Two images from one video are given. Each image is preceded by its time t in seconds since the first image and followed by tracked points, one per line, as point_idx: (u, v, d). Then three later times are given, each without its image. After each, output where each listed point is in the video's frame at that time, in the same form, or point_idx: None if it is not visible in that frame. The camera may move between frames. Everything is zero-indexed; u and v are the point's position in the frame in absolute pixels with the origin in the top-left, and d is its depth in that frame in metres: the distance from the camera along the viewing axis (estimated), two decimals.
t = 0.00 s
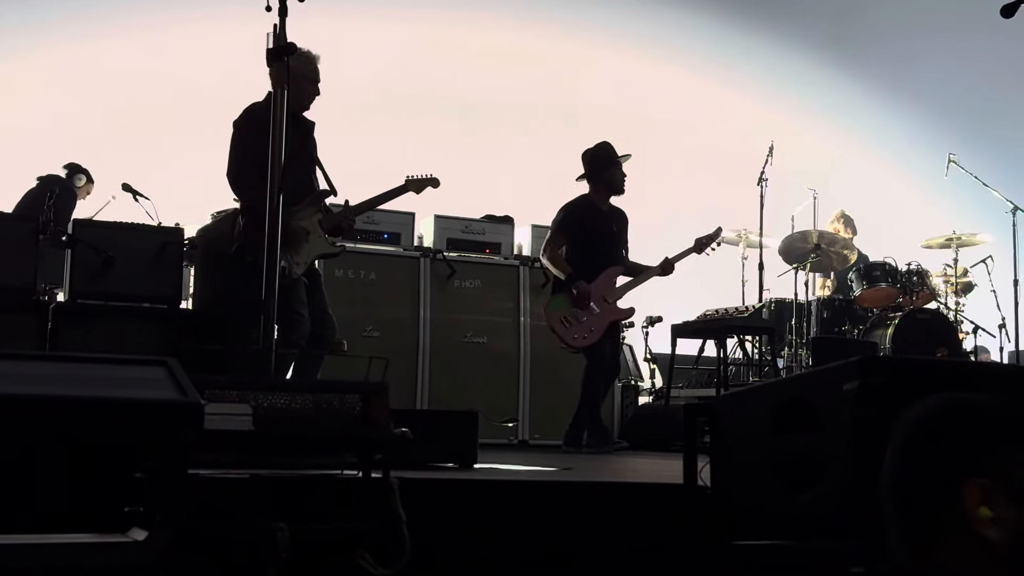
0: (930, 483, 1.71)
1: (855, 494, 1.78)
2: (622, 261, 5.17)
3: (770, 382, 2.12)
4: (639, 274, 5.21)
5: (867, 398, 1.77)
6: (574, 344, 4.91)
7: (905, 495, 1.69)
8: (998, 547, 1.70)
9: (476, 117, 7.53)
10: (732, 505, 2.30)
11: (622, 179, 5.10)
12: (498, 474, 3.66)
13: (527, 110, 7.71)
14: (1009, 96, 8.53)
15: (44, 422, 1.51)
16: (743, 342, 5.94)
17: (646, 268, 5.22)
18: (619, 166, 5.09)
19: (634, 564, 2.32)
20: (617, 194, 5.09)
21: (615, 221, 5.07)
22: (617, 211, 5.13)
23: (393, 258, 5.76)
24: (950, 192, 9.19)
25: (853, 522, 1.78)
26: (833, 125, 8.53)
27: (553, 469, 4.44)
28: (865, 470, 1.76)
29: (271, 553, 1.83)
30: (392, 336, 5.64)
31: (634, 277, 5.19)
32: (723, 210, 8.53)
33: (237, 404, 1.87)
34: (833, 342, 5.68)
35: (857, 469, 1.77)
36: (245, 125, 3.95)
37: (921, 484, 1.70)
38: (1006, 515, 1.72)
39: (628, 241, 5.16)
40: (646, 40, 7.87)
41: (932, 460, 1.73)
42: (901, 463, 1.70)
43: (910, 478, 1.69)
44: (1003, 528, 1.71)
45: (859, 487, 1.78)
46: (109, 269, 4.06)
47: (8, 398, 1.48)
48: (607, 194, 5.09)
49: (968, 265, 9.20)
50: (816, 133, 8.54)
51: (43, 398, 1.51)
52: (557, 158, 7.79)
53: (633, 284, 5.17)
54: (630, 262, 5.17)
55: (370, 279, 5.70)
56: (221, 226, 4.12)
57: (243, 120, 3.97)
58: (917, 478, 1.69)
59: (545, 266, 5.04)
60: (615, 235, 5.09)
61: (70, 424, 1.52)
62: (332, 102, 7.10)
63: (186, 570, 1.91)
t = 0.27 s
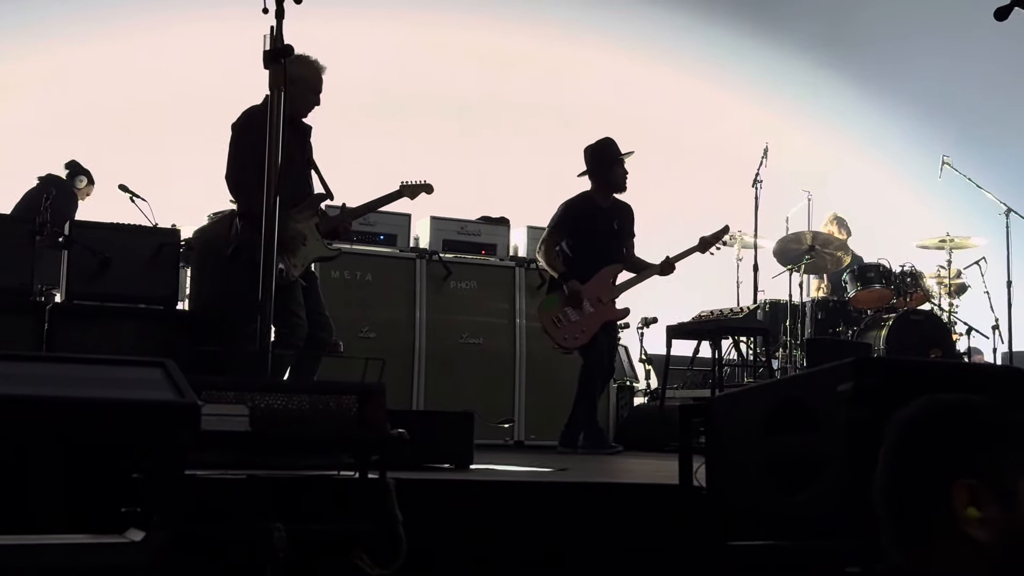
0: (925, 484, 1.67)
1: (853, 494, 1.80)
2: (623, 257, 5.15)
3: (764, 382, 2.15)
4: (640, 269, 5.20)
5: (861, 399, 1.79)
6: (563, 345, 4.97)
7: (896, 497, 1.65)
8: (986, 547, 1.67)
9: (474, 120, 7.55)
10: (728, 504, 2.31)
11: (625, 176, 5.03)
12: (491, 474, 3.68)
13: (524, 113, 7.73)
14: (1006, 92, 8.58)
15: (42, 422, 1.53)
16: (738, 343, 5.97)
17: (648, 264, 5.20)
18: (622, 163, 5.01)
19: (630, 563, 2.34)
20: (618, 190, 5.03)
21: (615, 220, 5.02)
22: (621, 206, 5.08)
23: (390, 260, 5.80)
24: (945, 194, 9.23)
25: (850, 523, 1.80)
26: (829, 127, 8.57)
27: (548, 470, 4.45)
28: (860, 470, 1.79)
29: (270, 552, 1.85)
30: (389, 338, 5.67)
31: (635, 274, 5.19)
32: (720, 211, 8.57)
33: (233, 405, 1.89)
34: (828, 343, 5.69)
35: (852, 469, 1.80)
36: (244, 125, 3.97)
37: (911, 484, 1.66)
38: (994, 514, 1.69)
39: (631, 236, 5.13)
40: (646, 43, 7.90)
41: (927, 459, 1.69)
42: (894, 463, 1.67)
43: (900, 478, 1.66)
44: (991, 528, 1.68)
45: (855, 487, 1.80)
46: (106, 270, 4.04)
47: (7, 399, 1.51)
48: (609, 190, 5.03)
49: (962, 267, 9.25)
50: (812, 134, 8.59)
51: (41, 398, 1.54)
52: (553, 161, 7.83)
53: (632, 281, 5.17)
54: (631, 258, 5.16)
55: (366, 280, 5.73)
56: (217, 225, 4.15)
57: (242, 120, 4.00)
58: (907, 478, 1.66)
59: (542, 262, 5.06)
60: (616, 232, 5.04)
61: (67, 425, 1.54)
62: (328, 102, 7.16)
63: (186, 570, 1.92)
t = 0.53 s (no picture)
0: (917, 485, 1.71)
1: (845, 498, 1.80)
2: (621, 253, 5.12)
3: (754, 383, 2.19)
4: (640, 265, 5.17)
5: (856, 401, 1.79)
6: (555, 345, 4.95)
7: (888, 498, 1.69)
8: (972, 550, 1.71)
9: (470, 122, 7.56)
10: (725, 505, 2.34)
11: (627, 171, 5.00)
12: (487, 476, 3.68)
13: (520, 115, 7.74)
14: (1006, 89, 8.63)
15: (40, 425, 1.54)
16: (733, 345, 5.98)
17: (647, 261, 5.17)
18: (624, 157, 4.97)
19: (631, 564, 2.30)
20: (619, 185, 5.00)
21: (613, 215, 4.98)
22: (622, 201, 5.04)
23: (386, 261, 5.79)
24: (939, 197, 9.25)
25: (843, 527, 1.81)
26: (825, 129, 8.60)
27: (545, 471, 4.45)
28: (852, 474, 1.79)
29: (265, 554, 1.87)
30: (385, 340, 5.67)
31: (634, 270, 5.15)
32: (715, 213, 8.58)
33: (226, 407, 1.89)
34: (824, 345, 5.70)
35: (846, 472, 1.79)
36: (238, 129, 3.98)
37: (902, 486, 1.70)
38: (983, 516, 1.73)
39: (631, 231, 5.10)
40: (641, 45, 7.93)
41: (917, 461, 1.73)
42: (886, 463, 1.71)
43: (894, 479, 1.70)
44: (982, 531, 1.71)
45: (847, 490, 1.80)
46: (101, 271, 4.07)
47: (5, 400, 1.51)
48: (610, 184, 5.00)
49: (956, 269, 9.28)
50: (808, 135, 8.61)
51: (37, 399, 1.54)
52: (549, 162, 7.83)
53: (630, 278, 5.13)
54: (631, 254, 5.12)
55: (362, 282, 5.72)
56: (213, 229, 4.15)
57: (236, 125, 4.00)
58: (900, 479, 1.70)
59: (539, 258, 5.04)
60: (615, 227, 5.00)
61: (66, 425, 1.55)
62: (325, 105, 7.15)
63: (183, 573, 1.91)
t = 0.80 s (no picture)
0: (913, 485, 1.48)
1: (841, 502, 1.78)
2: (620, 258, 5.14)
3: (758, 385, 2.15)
4: (639, 270, 5.19)
5: (849, 402, 1.77)
6: (550, 350, 5.00)
7: (877, 498, 1.49)
8: (968, 551, 1.42)
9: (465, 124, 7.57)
10: (719, 508, 2.32)
11: (627, 176, 4.95)
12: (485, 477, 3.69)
13: (515, 117, 7.75)
14: (1003, 92, 8.66)
15: (34, 429, 1.51)
16: (728, 347, 5.99)
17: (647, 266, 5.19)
18: (624, 163, 4.92)
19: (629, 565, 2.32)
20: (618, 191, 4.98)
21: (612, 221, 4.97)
22: (623, 206, 5.02)
23: (381, 263, 5.79)
24: (933, 200, 9.30)
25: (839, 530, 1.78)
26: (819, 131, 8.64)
27: (539, 473, 4.46)
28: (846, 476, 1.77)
29: (259, 556, 1.87)
30: (379, 342, 5.69)
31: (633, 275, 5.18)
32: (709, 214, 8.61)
33: (220, 410, 1.90)
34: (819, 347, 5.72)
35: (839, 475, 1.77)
36: (236, 131, 3.98)
37: (891, 486, 1.49)
38: (979, 517, 1.41)
39: (631, 236, 5.09)
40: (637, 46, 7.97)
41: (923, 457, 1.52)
42: (878, 463, 1.52)
43: (882, 480, 1.50)
44: (972, 532, 1.41)
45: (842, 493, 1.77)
46: (96, 273, 4.06)
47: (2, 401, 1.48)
48: (610, 190, 4.97)
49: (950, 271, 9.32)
50: (802, 137, 8.64)
51: (31, 401, 1.51)
52: (543, 164, 7.84)
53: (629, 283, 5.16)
54: (630, 259, 5.12)
55: (357, 284, 5.72)
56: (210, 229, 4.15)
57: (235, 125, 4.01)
58: (889, 479, 1.49)
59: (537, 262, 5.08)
60: (614, 233, 5.00)
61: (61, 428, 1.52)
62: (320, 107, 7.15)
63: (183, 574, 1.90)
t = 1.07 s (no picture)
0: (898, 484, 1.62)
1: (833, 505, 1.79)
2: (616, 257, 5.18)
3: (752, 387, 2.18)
4: (635, 269, 5.23)
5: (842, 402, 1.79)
6: (551, 351, 5.03)
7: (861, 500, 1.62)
8: (953, 549, 1.57)
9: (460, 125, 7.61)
10: (714, 506, 2.32)
11: (622, 175, 5.01)
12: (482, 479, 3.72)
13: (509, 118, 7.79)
14: (998, 89, 8.73)
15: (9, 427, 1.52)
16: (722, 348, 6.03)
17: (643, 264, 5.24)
18: (619, 162, 4.98)
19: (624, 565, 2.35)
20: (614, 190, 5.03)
21: (609, 220, 5.02)
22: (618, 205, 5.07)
23: (377, 264, 5.82)
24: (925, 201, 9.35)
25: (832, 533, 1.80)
26: (811, 132, 8.70)
27: (534, 474, 4.49)
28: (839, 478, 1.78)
29: (255, 556, 1.83)
30: (375, 343, 5.72)
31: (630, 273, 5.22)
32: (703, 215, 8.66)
33: (214, 411, 1.91)
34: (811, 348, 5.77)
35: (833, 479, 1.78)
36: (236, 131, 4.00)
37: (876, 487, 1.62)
38: (960, 516, 1.58)
39: (627, 235, 5.13)
40: (630, 48, 8.04)
41: (902, 460, 1.63)
42: (863, 465, 1.64)
43: (868, 480, 1.62)
44: (957, 530, 1.57)
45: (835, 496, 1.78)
46: (93, 274, 4.08)
47: None
48: (607, 190, 5.02)
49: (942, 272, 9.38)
50: (795, 139, 8.68)
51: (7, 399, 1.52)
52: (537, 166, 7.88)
53: (625, 282, 5.20)
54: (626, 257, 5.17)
55: (353, 285, 5.74)
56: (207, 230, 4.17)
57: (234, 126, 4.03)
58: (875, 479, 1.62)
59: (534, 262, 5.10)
60: (611, 233, 5.04)
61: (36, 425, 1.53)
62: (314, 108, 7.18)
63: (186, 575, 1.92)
